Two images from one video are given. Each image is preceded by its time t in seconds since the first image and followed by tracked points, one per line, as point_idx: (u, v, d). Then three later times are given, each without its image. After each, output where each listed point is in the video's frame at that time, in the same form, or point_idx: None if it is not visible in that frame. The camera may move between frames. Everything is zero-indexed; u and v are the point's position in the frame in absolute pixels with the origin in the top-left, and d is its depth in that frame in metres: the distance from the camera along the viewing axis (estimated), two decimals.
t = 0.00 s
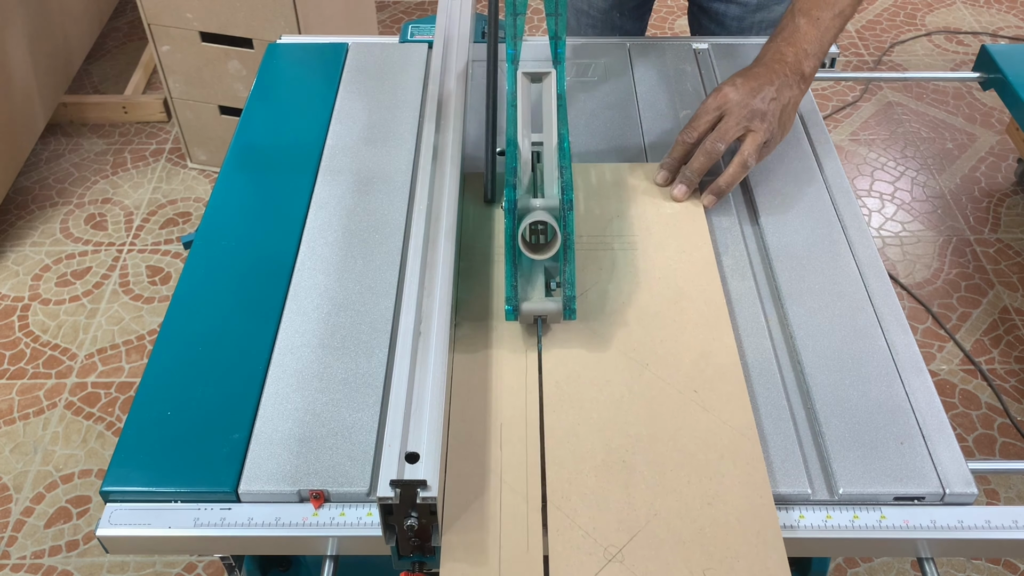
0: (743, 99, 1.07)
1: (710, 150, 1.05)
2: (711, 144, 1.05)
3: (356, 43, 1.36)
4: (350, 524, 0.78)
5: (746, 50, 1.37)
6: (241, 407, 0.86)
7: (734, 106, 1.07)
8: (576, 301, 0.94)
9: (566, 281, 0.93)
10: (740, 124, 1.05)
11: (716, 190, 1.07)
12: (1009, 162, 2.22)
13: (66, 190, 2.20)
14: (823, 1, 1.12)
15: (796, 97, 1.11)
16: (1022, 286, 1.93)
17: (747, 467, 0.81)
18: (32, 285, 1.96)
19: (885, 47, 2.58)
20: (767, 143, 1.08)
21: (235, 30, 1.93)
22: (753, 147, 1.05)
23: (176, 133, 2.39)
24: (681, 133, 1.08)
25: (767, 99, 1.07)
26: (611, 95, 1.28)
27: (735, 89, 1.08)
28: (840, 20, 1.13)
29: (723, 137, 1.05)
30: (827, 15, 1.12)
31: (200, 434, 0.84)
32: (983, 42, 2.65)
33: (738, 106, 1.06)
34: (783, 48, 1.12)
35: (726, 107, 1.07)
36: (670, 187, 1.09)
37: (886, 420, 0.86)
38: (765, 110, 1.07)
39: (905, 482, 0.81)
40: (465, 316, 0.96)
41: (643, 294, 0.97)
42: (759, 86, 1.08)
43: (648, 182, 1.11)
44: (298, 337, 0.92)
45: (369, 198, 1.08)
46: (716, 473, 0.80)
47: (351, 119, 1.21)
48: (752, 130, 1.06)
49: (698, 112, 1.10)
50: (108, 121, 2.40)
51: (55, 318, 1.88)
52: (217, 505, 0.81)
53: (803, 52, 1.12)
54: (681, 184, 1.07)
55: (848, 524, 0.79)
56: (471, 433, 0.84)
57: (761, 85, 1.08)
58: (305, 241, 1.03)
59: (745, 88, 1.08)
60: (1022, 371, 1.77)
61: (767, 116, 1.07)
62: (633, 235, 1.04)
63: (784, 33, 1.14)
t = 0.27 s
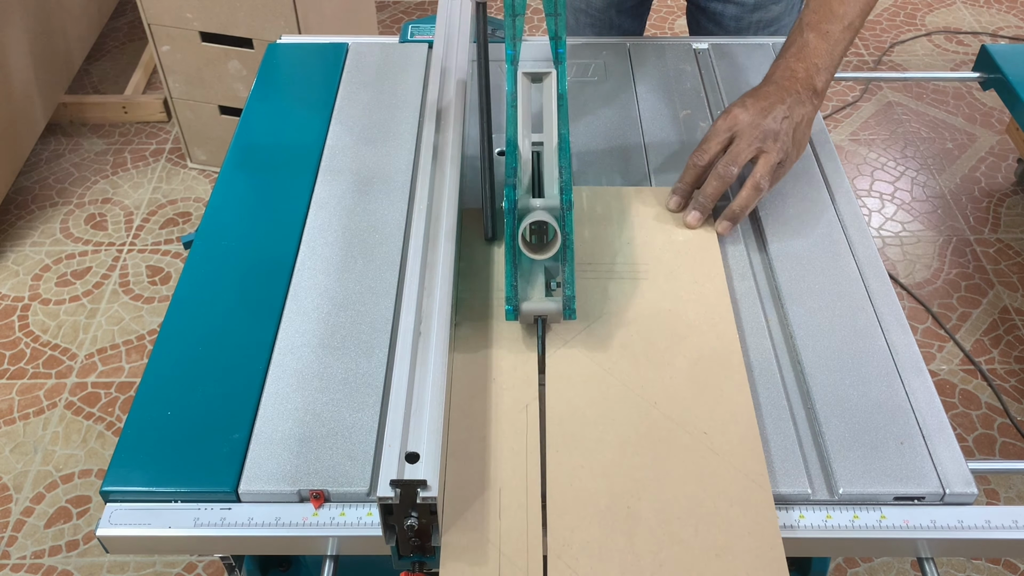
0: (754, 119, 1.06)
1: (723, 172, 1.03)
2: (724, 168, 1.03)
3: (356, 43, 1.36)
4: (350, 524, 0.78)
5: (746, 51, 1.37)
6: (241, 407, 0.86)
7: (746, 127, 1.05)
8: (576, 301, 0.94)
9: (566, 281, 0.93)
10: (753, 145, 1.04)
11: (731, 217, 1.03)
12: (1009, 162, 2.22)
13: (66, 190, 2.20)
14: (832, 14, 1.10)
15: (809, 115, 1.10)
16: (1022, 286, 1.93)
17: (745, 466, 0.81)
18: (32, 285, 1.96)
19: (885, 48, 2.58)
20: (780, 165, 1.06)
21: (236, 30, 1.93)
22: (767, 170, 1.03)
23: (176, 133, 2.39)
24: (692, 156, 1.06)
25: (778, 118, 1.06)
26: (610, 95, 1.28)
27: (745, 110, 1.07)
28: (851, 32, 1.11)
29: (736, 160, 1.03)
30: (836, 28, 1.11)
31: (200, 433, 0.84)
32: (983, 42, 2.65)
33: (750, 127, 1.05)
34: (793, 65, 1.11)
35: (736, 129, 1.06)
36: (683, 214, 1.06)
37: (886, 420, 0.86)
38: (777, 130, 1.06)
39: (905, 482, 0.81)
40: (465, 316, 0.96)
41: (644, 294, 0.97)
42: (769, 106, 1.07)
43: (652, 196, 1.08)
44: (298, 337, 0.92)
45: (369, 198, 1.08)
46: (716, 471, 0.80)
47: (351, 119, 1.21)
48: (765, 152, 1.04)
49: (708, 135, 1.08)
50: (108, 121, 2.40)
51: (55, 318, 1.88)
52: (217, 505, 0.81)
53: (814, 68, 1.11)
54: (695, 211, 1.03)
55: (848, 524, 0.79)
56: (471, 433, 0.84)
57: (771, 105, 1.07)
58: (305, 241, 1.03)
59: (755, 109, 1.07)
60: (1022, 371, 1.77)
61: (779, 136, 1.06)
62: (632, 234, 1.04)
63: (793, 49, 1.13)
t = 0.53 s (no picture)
0: (774, 136, 1.04)
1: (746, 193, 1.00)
2: (746, 188, 1.01)
3: (356, 43, 1.36)
4: (350, 524, 0.78)
5: (745, 50, 1.36)
6: (241, 407, 0.86)
7: (766, 145, 1.03)
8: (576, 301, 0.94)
9: (566, 280, 0.92)
10: (774, 164, 1.02)
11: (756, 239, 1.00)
12: (1009, 162, 2.22)
13: (66, 190, 2.20)
14: (843, 25, 1.08)
15: (826, 128, 1.08)
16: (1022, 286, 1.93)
17: (745, 466, 0.81)
18: (32, 285, 1.96)
19: (885, 47, 2.58)
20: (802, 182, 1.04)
21: (236, 30, 1.93)
22: (789, 189, 1.01)
23: (176, 133, 2.39)
24: (713, 176, 1.03)
25: (798, 134, 1.04)
26: (610, 95, 1.28)
27: (765, 127, 1.04)
28: (863, 42, 1.09)
29: (759, 180, 1.01)
30: (848, 39, 1.09)
31: (200, 433, 0.84)
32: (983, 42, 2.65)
33: (771, 145, 1.03)
34: (808, 78, 1.10)
35: (757, 147, 1.03)
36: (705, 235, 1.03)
37: (886, 421, 0.86)
38: (797, 147, 1.04)
39: (905, 482, 0.81)
40: (465, 315, 0.96)
41: (643, 293, 0.97)
42: (788, 122, 1.05)
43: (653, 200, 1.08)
44: (298, 337, 0.92)
45: (369, 197, 1.08)
46: (715, 470, 0.80)
47: (351, 119, 1.21)
48: (787, 171, 1.02)
49: (727, 152, 1.05)
50: (108, 121, 2.40)
51: (55, 318, 1.88)
52: (217, 505, 0.81)
53: (830, 80, 1.10)
54: (719, 233, 1.00)
55: (848, 524, 0.79)
56: (471, 433, 0.84)
57: (790, 120, 1.05)
58: (305, 241, 1.03)
59: (774, 125, 1.05)
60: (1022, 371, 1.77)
61: (800, 153, 1.04)
62: (632, 233, 1.04)
63: (806, 62, 1.12)
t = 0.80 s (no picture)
0: (781, 141, 1.04)
1: (753, 197, 1.00)
2: (753, 192, 1.01)
3: (356, 43, 1.36)
4: (351, 524, 0.78)
5: (745, 50, 1.36)
6: (241, 407, 0.86)
7: (773, 149, 1.03)
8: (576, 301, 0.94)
9: (566, 281, 0.93)
10: (781, 168, 1.02)
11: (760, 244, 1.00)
12: (1009, 162, 2.22)
13: (66, 190, 2.20)
14: (842, 28, 1.10)
15: (829, 133, 1.08)
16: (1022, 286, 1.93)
17: (744, 467, 0.81)
18: (32, 285, 1.96)
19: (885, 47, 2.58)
20: (808, 187, 1.04)
21: (236, 30, 1.93)
22: (795, 194, 1.01)
23: (176, 133, 2.39)
24: (720, 180, 1.03)
25: (804, 139, 1.05)
26: (610, 95, 1.28)
27: (771, 131, 1.05)
28: (861, 45, 1.11)
29: (766, 184, 1.01)
30: (847, 43, 1.10)
31: (200, 433, 0.84)
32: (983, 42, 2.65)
33: (777, 149, 1.03)
34: (809, 82, 1.11)
35: (764, 151, 1.04)
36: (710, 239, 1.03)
37: (886, 421, 0.86)
38: (803, 152, 1.04)
39: (905, 482, 0.81)
40: (465, 316, 0.96)
41: (643, 294, 0.97)
42: (794, 126, 1.05)
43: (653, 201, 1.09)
44: (298, 337, 0.92)
45: (369, 198, 1.08)
46: (718, 473, 0.80)
47: (351, 119, 1.21)
48: (793, 175, 1.03)
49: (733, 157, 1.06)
50: (108, 121, 2.40)
51: (55, 318, 1.88)
52: (217, 505, 0.81)
53: (831, 84, 1.10)
54: (725, 237, 1.00)
55: (848, 524, 0.79)
56: (470, 433, 0.84)
57: (796, 125, 1.05)
58: (305, 241, 1.03)
59: (780, 130, 1.05)
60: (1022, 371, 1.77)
61: (806, 158, 1.04)
62: (632, 234, 1.04)
63: (807, 66, 1.12)
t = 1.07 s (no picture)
0: (781, 141, 1.04)
1: (753, 197, 1.01)
2: (753, 192, 1.01)
3: (356, 42, 1.36)
4: (351, 524, 0.78)
5: (745, 50, 1.36)
6: (241, 407, 0.86)
7: (773, 149, 1.04)
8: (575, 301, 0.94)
9: (566, 281, 0.93)
10: (780, 168, 1.03)
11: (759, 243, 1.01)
12: (1009, 162, 2.22)
13: (66, 190, 2.20)
14: (840, 29, 1.10)
15: (828, 133, 1.09)
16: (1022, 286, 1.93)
17: (744, 467, 0.81)
18: (32, 285, 1.96)
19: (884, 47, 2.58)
20: (807, 187, 1.05)
21: (236, 30, 1.94)
22: (793, 194, 1.02)
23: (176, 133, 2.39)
24: (720, 180, 1.03)
25: (803, 139, 1.05)
26: (610, 95, 1.28)
27: (771, 131, 1.05)
28: (860, 45, 1.11)
29: (766, 183, 1.01)
30: (846, 43, 1.10)
31: (200, 433, 0.84)
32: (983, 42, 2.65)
33: (777, 149, 1.04)
34: (808, 82, 1.11)
35: (764, 151, 1.04)
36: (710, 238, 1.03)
37: (886, 420, 0.86)
38: (803, 151, 1.05)
39: (905, 482, 0.81)
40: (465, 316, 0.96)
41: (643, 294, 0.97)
42: (794, 126, 1.06)
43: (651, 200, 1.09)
44: (298, 337, 0.92)
45: (369, 198, 1.08)
46: (718, 473, 0.80)
47: (351, 119, 1.21)
48: (792, 175, 1.03)
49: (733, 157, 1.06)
50: (108, 121, 2.40)
51: (55, 318, 1.88)
52: (217, 505, 0.81)
53: (830, 85, 1.10)
54: (726, 236, 1.00)
55: (848, 524, 0.79)
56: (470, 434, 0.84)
57: (796, 125, 1.06)
58: (305, 241, 1.03)
59: (780, 129, 1.05)
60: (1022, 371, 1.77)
61: (806, 158, 1.04)
62: (632, 235, 1.04)
63: (806, 66, 1.12)
